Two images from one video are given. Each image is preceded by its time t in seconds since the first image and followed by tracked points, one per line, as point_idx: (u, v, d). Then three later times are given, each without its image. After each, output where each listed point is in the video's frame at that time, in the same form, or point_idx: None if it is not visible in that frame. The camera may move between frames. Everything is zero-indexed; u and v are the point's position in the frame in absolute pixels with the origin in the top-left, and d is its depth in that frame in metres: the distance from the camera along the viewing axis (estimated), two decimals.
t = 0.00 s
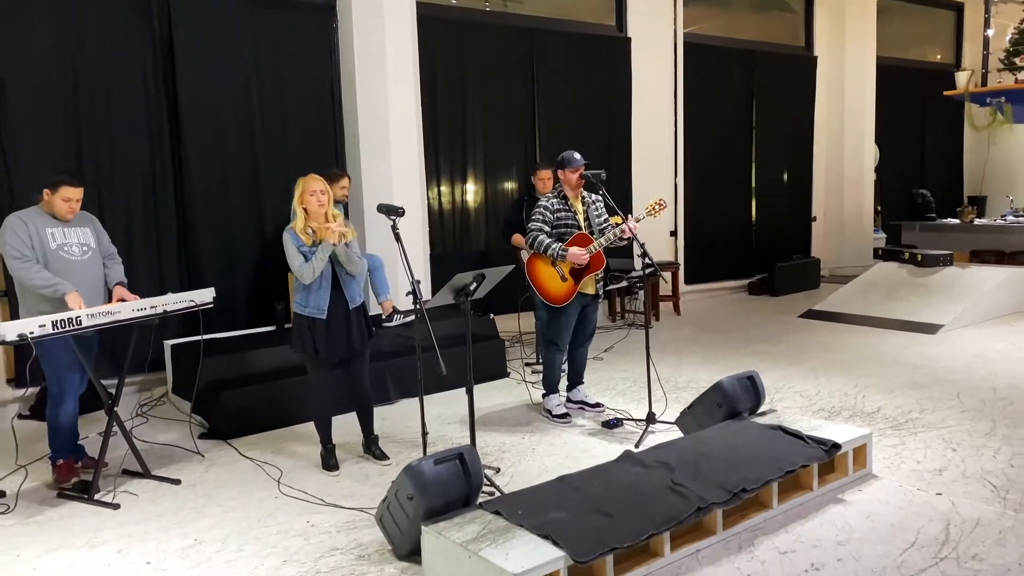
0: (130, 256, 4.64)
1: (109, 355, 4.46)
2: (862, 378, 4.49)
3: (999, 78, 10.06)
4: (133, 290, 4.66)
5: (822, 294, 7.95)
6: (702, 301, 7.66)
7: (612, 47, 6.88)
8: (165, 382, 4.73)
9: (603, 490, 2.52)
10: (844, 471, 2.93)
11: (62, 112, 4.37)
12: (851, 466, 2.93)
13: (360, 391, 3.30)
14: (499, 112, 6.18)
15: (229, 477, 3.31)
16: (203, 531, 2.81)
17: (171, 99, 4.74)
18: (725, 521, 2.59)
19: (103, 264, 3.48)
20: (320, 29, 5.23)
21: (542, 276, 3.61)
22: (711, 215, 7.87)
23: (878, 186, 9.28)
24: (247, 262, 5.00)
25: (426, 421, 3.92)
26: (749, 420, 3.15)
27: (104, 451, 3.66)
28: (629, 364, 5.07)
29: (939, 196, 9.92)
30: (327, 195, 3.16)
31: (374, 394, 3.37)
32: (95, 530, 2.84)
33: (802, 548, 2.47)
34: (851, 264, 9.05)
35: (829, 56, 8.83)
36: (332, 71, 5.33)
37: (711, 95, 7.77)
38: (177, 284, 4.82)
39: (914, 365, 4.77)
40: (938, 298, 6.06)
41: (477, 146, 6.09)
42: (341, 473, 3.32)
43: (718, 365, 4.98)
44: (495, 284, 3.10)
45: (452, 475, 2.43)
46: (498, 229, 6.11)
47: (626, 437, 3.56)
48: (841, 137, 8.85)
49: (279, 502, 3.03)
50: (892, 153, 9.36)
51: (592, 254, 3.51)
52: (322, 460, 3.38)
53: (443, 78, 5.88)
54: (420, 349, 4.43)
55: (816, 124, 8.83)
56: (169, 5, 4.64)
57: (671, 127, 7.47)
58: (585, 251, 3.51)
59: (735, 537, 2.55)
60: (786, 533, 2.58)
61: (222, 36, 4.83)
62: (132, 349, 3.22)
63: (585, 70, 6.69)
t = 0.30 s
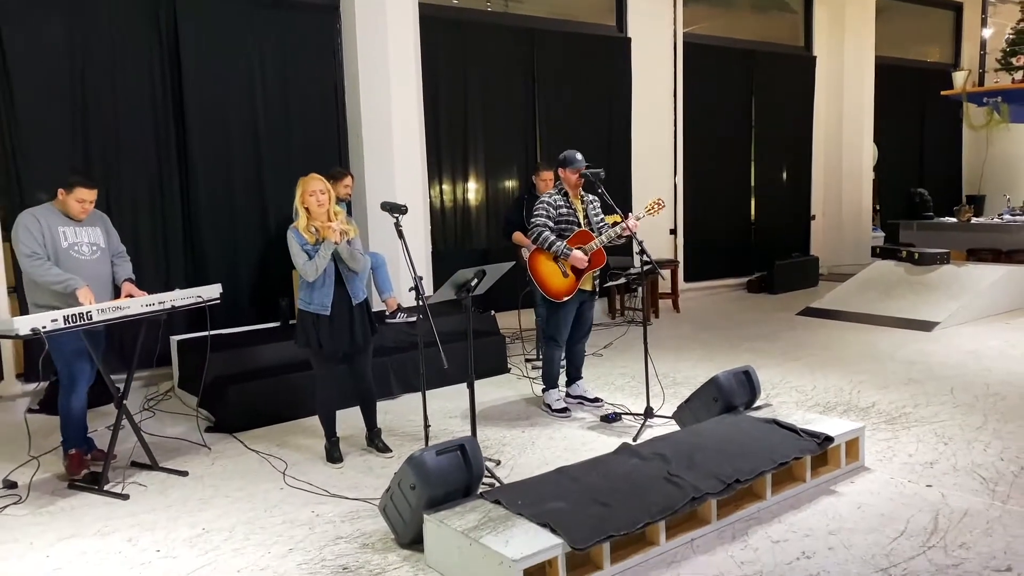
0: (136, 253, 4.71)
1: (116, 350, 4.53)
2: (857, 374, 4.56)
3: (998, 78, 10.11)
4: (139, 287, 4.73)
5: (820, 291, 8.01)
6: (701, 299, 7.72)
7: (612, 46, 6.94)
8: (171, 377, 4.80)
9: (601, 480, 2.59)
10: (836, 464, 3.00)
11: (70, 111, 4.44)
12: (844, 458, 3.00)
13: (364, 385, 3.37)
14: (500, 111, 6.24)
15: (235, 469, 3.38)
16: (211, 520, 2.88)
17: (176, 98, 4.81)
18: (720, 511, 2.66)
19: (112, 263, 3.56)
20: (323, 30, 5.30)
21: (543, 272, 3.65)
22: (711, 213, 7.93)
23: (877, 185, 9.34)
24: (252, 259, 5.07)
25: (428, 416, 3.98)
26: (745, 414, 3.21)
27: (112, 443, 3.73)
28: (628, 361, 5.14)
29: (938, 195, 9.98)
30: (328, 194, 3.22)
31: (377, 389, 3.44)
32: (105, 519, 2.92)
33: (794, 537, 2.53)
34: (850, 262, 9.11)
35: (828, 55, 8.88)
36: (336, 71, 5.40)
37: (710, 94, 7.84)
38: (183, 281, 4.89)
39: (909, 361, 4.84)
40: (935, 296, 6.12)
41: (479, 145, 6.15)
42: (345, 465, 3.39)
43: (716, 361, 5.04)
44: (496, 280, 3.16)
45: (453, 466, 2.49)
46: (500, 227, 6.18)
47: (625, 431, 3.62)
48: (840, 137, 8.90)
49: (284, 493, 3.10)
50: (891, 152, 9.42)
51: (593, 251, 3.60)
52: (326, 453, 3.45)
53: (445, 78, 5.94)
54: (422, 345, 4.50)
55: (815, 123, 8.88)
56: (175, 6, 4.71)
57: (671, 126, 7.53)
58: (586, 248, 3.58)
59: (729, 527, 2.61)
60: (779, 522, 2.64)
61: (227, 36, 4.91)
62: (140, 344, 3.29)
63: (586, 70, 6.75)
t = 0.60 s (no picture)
0: (145, 252, 4.80)
1: (124, 346, 4.62)
2: (853, 373, 4.62)
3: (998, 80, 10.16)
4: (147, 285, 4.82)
5: (820, 292, 8.07)
6: (702, 299, 7.79)
7: (614, 48, 7.01)
8: (177, 373, 4.88)
9: (596, 473, 2.66)
10: (828, 458, 3.07)
11: (80, 111, 4.53)
12: (835, 453, 3.07)
13: (368, 380, 3.45)
14: (503, 112, 6.32)
15: (241, 463, 3.47)
16: (217, 511, 2.97)
17: (184, 98, 4.90)
18: (713, 503, 2.73)
19: (121, 260, 3.65)
20: (327, 32, 5.39)
21: (544, 270, 3.71)
22: (711, 214, 8.00)
23: (877, 186, 9.40)
24: (258, 258, 5.16)
25: (430, 412, 4.06)
26: (739, 410, 3.28)
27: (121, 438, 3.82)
28: (627, 359, 5.21)
29: (938, 196, 10.03)
30: (336, 194, 3.30)
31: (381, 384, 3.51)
32: (114, 510, 3.00)
33: (784, 528, 2.60)
34: (850, 263, 9.17)
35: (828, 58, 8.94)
36: (341, 73, 5.49)
37: (711, 96, 7.91)
38: (190, 279, 4.98)
39: (905, 360, 4.90)
40: (933, 296, 6.18)
41: (481, 146, 6.23)
42: (348, 459, 3.48)
43: (714, 360, 5.11)
44: (496, 278, 3.24)
45: (452, 457, 2.57)
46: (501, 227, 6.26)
47: (622, 427, 3.70)
48: (840, 138, 8.96)
49: (289, 485, 3.18)
50: (892, 154, 9.47)
51: (592, 252, 3.69)
52: (329, 447, 3.53)
53: (447, 80, 6.02)
54: (424, 342, 4.58)
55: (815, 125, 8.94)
56: (183, 8, 4.80)
57: (671, 127, 7.60)
58: (586, 249, 3.68)
59: (721, 518, 2.69)
60: (770, 514, 2.72)
61: (234, 37, 5.00)
62: (149, 339, 3.38)
63: (587, 72, 6.83)
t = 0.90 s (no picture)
0: (155, 254, 4.90)
1: (135, 346, 4.71)
2: (851, 375, 4.69)
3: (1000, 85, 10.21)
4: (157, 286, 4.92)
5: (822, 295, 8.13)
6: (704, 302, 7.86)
7: (617, 54, 7.10)
8: (187, 372, 4.96)
9: (595, 469, 2.73)
10: (822, 457, 3.14)
11: (93, 116, 4.64)
12: (829, 451, 3.14)
13: (375, 379, 3.53)
14: (507, 117, 6.41)
15: (249, 459, 3.55)
16: (227, 505, 3.05)
17: (194, 103, 5.00)
18: (708, 499, 2.80)
19: (133, 261, 3.74)
20: (334, 39, 5.50)
21: (548, 272, 3.78)
22: (714, 218, 8.07)
23: (879, 191, 9.45)
24: (266, 260, 5.25)
25: (433, 411, 4.15)
26: (736, 409, 3.35)
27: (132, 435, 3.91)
28: (628, 361, 5.29)
29: (941, 201, 10.07)
30: (351, 196, 3.39)
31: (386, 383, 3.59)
32: (127, 504, 3.09)
33: (777, 523, 2.67)
34: (852, 267, 9.23)
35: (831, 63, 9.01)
36: (348, 78, 5.59)
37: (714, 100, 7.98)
38: (199, 280, 5.08)
39: (902, 363, 4.97)
40: (933, 300, 6.24)
41: (486, 151, 6.32)
42: (353, 456, 3.56)
43: (714, 362, 5.18)
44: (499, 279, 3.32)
45: (454, 453, 2.65)
46: (505, 230, 6.35)
47: (622, 426, 3.77)
48: (842, 143, 9.02)
49: (296, 481, 3.27)
50: (894, 159, 9.53)
51: (595, 254, 3.77)
52: (335, 444, 3.62)
53: (452, 85, 6.11)
54: (428, 343, 4.66)
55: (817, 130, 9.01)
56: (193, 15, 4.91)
57: (674, 132, 7.68)
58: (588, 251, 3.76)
59: (716, 514, 2.76)
60: (764, 510, 2.79)
61: (244, 44, 5.11)
62: (160, 339, 3.47)
63: (590, 78, 6.91)
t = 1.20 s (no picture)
0: (165, 259, 4.99)
1: (145, 350, 4.79)
2: (851, 380, 4.74)
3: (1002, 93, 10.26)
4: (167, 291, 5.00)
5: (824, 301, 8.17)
6: (707, 308, 7.91)
7: (621, 62, 7.18)
8: (196, 375, 5.03)
9: (596, 470, 2.79)
10: (821, 460, 3.19)
11: (105, 125, 4.74)
12: (827, 454, 3.19)
13: (382, 381, 3.60)
14: (512, 124, 6.49)
15: (258, 461, 3.62)
16: (236, 505, 3.12)
17: (204, 112, 5.09)
18: (708, 501, 2.86)
19: (145, 267, 3.82)
20: (341, 46, 5.58)
21: (551, 278, 3.84)
22: (716, 224, 8.13)
23: (882, 197, 9.50)
24: (273, 265, 5.34)
25: (438, 414, 4.21)
26: (736, 413, 3.41)
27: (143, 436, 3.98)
28: (631, 365, 5.34)
29: (944, 207, 10.11)
30: (369, 202, 3.48)
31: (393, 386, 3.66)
32: (138, 503, 3.16)
33: (775, 524, 2.73)
34: (854, 274, 9.27)
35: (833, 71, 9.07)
36: (355, 86, 5.68)
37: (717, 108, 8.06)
38: (208, 285, 5.16)
39: (902, 368, 5.01)
40: (934, 306, 6.28)
41: (491, 157, 6.40)
42: (360, 458, 3.63)
43: (716, 367, 5.24)
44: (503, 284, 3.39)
45: (458, 454, 2.71)
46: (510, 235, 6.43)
47: (624, 430, 3.83)
48: (845, 150, 9.07)
49: (304, 482, 3.34)
50: (896, 166, 9.58)
51: (595, 260, 3.83)
52: (342, 446, 3.68)
53: (458, 93, 6.19)
54: (433, 347, 4.73)
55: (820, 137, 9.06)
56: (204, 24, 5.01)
57: (677, 139, 7.75)
58: (591, 257, 3.81)
59: (715, 515, 2.81)
60: (762, 512, 2.84)
61: (254, 54, 5.20)
62: (171, 342, 3.55)
63: (594, 86, 6.99)
